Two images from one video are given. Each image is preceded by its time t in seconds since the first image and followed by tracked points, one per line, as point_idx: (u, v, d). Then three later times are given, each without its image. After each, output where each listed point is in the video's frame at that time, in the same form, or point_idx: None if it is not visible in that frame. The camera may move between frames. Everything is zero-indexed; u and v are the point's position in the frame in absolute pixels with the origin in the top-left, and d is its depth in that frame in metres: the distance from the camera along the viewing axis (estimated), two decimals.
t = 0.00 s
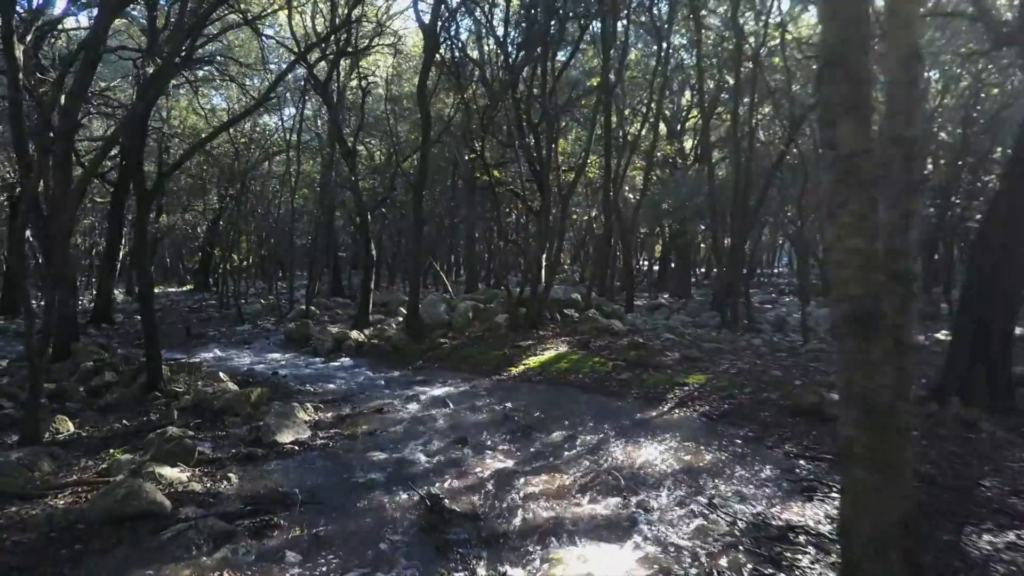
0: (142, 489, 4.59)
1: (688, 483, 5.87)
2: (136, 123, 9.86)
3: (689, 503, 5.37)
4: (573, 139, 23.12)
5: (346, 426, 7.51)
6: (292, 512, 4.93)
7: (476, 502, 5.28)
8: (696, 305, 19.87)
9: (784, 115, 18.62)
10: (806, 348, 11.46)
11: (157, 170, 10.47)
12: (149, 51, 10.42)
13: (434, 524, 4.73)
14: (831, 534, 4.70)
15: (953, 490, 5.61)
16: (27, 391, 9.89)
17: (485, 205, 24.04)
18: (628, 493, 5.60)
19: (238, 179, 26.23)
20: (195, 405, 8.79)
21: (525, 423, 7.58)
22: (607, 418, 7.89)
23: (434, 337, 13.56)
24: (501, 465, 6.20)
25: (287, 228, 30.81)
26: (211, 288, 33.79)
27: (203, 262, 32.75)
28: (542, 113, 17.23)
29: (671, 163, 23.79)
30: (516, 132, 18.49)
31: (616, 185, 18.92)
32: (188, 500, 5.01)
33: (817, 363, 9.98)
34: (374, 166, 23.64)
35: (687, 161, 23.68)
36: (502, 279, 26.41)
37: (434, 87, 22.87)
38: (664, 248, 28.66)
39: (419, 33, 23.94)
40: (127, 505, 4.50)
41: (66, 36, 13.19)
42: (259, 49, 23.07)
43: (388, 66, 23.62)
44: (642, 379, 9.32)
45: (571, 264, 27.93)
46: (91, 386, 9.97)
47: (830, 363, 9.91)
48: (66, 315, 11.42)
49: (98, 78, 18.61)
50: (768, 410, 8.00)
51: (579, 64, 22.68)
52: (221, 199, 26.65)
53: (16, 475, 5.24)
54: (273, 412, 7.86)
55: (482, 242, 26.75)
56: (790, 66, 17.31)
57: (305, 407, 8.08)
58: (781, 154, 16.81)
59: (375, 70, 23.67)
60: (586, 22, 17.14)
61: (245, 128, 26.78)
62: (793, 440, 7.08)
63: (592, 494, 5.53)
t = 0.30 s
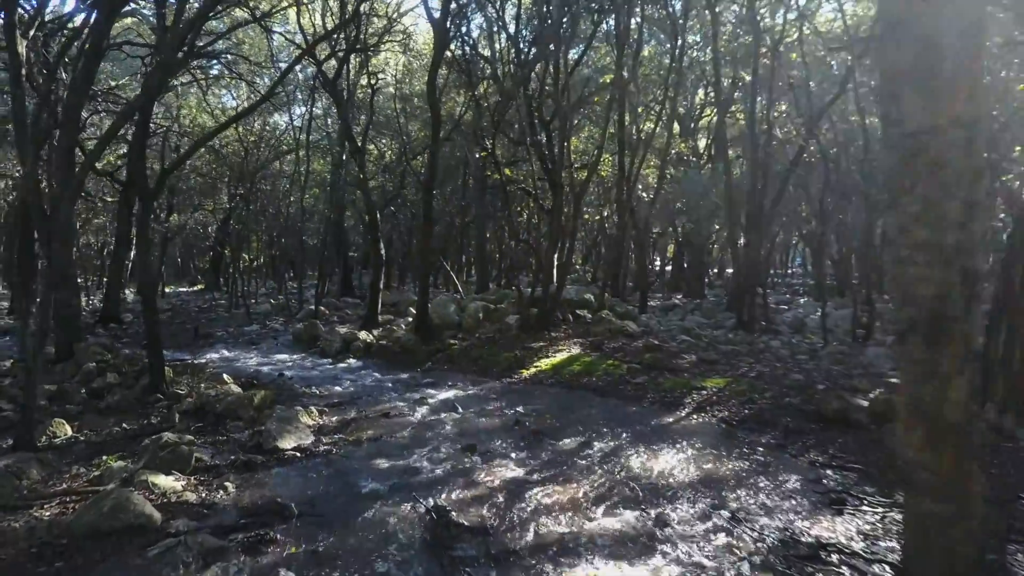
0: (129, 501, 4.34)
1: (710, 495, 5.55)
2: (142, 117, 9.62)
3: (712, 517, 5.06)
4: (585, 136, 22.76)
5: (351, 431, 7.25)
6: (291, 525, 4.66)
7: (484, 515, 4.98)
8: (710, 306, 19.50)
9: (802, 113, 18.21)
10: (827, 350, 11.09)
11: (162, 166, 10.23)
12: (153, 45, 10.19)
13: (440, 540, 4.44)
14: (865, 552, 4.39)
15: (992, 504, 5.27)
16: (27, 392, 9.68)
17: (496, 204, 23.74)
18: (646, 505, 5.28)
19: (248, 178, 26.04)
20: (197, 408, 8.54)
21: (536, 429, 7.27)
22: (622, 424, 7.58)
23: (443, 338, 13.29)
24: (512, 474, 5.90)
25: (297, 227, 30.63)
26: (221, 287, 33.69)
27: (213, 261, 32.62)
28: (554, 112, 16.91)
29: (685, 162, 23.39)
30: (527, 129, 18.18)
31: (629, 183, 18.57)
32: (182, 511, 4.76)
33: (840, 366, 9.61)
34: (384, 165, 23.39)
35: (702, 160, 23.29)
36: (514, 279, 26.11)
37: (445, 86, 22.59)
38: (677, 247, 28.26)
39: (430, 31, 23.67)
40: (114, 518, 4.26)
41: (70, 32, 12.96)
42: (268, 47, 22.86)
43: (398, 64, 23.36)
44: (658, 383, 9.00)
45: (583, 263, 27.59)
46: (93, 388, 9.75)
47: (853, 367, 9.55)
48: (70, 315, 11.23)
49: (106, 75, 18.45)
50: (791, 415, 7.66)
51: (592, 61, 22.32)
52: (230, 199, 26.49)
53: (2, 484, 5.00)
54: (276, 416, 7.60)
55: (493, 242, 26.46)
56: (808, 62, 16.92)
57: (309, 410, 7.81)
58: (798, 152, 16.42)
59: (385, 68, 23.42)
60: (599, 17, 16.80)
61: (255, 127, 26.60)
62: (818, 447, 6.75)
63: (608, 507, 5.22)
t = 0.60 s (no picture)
0: (113, 515, 4.08)
1: (731, 508, 5.24)
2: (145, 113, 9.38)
3: (736, 533, 4.75)
4: (598, 134, 22.40)
5: (355, 437, 6.98)
6: (286, 541, 4.39)
7: (492, 530, 4.67)
8: (724, 307, 19.16)
9: (820, 110, 17.82)
10: (848, 353, 10.73)
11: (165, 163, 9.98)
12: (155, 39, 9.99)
13: (445, 560, 4.16)
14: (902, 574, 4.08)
15: None
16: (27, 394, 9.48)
17: (507, 203, 23.46)
18: (664, 521, 4.97)
19: (257, 177, 25.86)
20: (199, 412, 8.31)
21: (548, 436, 6.98)
22: (637, 431, 7.29)
23: (452, 339, 13.01)
24: (522, 485, 5.61)
25: (307, 226, 30.44)
26: (231, 287, 33.61)
27: (224, 261, 32.52)
28: (566, 110, 16.60)
29: (700, 160, 23.02)
30: (538, 127, 17.87)
31: (643, 182, 18.22)
32: (173, 524, 4.50)
33: (862, 370, 9.27)
34: (394, 163, 23.14)
35: (716, 158, 22.91)
36: (524, 279, 25.82)
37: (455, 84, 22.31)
38: (690, 247, 27.89)
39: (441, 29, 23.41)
40: (93, 533, 3.98)
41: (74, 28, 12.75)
42: (278, 45, 22.68)
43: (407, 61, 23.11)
44: (674, 388, 8.68)
45: (595, 263, 27.27)
46: (94, 391, 9.54)
47: (876, 371, 9.20)
48: (72, 316, 11.04)
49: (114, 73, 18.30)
50: (814, 421, 7.32)
51: (604, 58, 21.96)
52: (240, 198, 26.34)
53: None
54: (278, 421, 7.33)
55: (504, 242, 26.17)
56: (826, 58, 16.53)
57: (313, 415, 7.55)
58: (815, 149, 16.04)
59: (395, 66, 23.16)
60: (612, 13, 16.47)
61: (265, 126, 26.44)
62: (844, 457, 6.42)
63: (623, 521, 4.93)
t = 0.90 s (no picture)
0: (95, 531, 3.84)
1: (755, 524, 4.93)
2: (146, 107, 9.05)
3: (762, 553, 4.45)
4: (610, 132, 22.02)
5: (358, 443, 6.71)
6: (282, 559, 4.13)
7: (501, 548, 4.39)
8: (739, 308, 18.80)
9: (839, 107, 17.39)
10: (870, 356, 10.36)
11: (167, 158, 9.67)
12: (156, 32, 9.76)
13: None
14: None
15: None
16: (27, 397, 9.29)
17: (518, 202, 23.15)
18: (684, 538, 4.68)
19: (266, 177, 25.65)
20: (199, 415, 8.07)
21: (560, 443, 6.68)
22: (653, 439, 6.98)
23: (461, 341, 12.72)
24: (533, 496, 5.32)
25: (316, 225, 30.22)
26: (241, 286, 33.47)
27: (233, 261, 32.36)
28: (578, 107, 16.27)
29: (714, 159, 22.62)
30: (549, 125, 17.54)
31: (656, 180, 17.86)
32: (162, 540, 4.25)
33: (887, 375, 8.92)
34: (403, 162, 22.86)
35: (731, 157, 22.51)
36: (535, 279, 25.49)
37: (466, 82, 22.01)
38: (703, 248, 27.47)
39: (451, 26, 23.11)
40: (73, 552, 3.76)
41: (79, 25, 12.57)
42: (286, 43, 22.47)
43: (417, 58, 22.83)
44: (691, 394, 8.36)
45: (607, 263, 26.90)
46: (94, 393, 9.33)
47: (901, 375, 8.84)
48: (74, 316, 10.83)
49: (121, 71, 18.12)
50: (839, 429, 6.99)
51: (617, 55, 21.59)
52: (248, 197, 26.14)
53: None
54: (279, 426, 7.07)
55: (515, 242, 25.85)
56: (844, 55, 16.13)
57: (315, 420, 7.28)
58: (833, 148, 15.66)
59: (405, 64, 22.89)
60: (625, 8, 16.10)
61: (274, 125, 26.23)
62: (872, 467, 6.09)
63: (641, 538, 4.64)
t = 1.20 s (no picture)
0: (74, 552, 3.57)
1: (783, 542, 4.62)
2: (147, 105, 8.75)
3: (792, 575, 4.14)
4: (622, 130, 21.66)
5: (363, 451, 6.44)
6: None
7: (512, 567, 4.12)
8: (754, 310, 18.47)
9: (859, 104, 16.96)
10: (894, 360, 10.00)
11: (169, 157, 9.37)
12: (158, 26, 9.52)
13: None
14: None
15: None
16: (27, 400, 9.10)
17: (528, 202, 22.86)
18: (707, 558, 4.38)
19: (275, 176, 25.47)
20: (200, 420, 7.82)
21: (573, 452, 6.38)
22: (671, 447, 6.67)
23: (471, 343, 12.43)
24: (545, 510, 5.03)
25: (325, 225, 30.01)
26: (250, 286, 33.38)
27: (242, 261, 32.19)
28: (590, 104, 15.93)
29: (728, 158, 22.22)
30: (560, 122, 17.22)
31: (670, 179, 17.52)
32: (149, 559, 3.99)
33: (913, 380, 8.56)
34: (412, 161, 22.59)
35: (746, 156, 22.12)
36: (546, 279, 25.17)
37: (476, 79, 21.72)
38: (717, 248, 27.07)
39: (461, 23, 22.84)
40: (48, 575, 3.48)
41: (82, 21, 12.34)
42: (295, 41, 22.23)
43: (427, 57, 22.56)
44: (708, 399, 8.05)
45: (619, 263, 26.55)
46: (94, 396, 9.10)
47: (928, 380, 8.49)
48: (75, 317, 10.60)
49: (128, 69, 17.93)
50: (866, 438, 6.66)
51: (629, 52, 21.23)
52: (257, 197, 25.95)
53: None
54: (280, 433, 6.79)
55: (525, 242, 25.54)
56: (864, 50, 15.71)
57: (319, 426, 7.02)
58: (852, 146, 15.27)
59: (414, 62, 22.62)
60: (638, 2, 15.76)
61: (283, 124, 26.02)
62: (903, 479, 5.76)
63: (661, 558, 4.34)
